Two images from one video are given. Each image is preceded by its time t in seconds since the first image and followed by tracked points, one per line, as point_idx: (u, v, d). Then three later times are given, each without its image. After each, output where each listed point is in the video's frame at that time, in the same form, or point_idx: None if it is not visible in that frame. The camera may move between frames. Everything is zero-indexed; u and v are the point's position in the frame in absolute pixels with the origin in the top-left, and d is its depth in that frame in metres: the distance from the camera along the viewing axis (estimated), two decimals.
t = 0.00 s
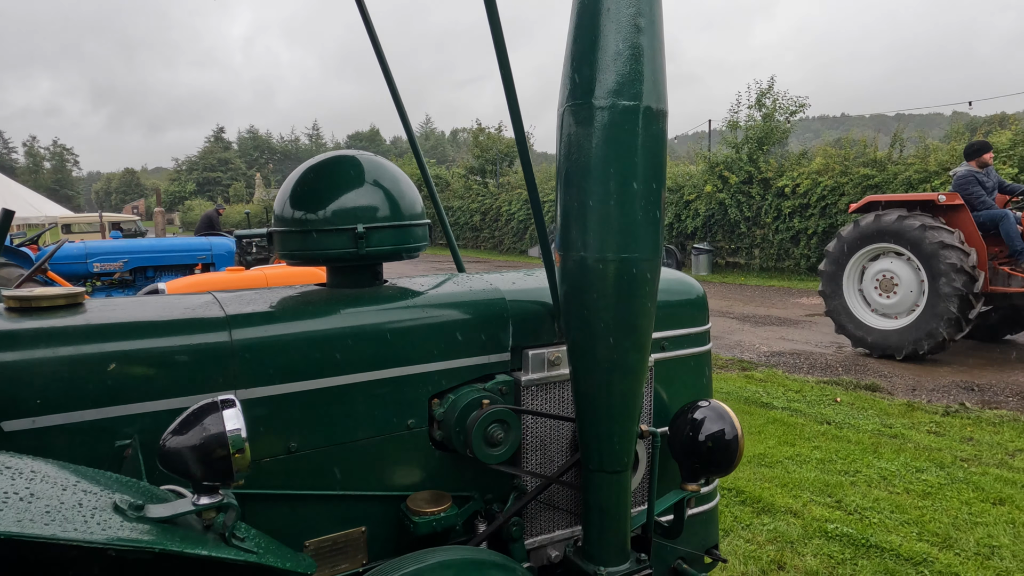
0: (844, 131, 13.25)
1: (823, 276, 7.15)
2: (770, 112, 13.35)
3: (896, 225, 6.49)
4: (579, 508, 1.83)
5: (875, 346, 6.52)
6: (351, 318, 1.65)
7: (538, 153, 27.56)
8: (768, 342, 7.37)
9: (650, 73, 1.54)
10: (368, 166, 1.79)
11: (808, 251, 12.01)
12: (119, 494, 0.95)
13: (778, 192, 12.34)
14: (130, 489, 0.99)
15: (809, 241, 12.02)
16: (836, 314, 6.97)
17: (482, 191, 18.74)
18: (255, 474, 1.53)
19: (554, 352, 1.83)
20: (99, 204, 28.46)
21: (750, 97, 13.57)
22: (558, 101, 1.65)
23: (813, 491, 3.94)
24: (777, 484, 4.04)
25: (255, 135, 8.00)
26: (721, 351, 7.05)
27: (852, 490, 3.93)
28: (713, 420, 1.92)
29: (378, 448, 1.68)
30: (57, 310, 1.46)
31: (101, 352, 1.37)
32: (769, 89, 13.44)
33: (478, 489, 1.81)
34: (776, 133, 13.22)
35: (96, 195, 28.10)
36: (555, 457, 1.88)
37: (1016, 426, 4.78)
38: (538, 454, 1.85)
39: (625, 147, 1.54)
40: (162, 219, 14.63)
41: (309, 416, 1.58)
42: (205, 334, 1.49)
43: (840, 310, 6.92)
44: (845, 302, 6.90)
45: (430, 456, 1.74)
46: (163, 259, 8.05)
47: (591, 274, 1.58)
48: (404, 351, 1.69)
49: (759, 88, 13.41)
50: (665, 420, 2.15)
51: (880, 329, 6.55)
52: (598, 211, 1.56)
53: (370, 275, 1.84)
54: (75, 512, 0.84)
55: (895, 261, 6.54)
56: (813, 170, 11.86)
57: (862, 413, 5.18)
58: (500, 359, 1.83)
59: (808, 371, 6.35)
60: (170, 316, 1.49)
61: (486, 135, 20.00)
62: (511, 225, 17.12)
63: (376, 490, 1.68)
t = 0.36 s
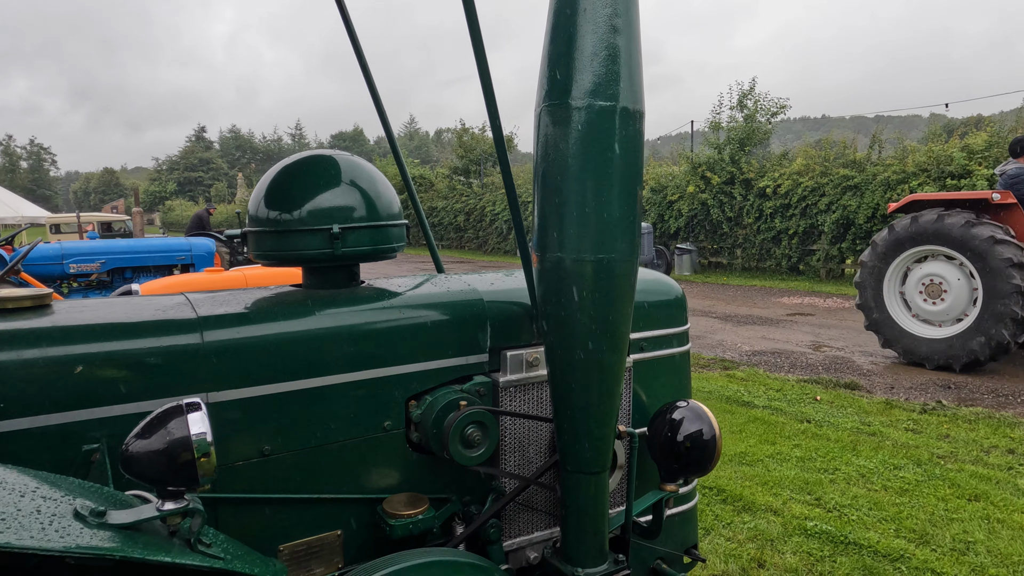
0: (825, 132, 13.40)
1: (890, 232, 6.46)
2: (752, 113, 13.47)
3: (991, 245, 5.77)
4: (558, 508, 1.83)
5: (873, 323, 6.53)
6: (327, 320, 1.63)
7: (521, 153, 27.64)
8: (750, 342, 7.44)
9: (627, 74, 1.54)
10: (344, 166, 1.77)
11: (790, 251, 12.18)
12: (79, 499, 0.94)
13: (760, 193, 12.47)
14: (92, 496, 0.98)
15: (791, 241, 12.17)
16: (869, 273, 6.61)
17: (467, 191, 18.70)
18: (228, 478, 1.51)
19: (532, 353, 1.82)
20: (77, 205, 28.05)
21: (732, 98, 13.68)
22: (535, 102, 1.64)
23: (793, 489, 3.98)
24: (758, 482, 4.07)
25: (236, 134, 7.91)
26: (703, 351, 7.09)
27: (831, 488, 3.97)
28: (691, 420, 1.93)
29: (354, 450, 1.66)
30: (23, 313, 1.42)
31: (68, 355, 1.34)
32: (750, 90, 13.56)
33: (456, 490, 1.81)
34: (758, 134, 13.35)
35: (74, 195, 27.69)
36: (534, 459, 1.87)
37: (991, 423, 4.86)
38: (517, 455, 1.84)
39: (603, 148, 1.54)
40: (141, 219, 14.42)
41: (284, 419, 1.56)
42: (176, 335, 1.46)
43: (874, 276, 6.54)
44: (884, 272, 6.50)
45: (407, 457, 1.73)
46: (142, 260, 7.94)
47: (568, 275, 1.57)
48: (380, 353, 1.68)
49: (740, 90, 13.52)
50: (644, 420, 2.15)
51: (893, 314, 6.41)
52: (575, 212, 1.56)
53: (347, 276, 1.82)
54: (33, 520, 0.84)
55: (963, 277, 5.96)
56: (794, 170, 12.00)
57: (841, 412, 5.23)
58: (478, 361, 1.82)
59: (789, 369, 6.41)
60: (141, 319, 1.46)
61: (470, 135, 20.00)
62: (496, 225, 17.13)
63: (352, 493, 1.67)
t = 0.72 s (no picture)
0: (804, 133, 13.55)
1: None
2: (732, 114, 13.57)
3: None
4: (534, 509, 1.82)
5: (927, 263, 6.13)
6: (300, 321, 1.61)
7: (503, 152, 27.67)
8: (730, 341, 7.51)
9: (601, 75, 1.55)
10: (318, 165, 1.75)
11: (770, 251, 12.32)
12: (39, 506, 0.93)
13: (740, 193, 12.59)
14: (52, 503, 0.97)
15: (770, 241, 12.32)
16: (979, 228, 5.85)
17: (449, 191, 18.66)
18: (199, 482, 1.49)
19: (508, 354, 1.82)
20: (51, 204, 27.55)
21: (712, 99, 13.78)
22: (509, 102, 1.64)
23: (772, 486, 4.01)
24: (737, 480, 4.10)
25: (213, 133, 7.80)
26: (684, 350, 7.13)
27: (809, 485, 4.01)
28: (668, 420, 1.94)
29: (328, 453, 1.64)
30: None
31: (31, 359, 1.31)
32: (730, 91, 13.67)
33: (433, 492, 1.79)
34: (738, 135, 13.43)
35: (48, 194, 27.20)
36: (510, 460, 1.87)
37: (964, 419, 4.94)
38: (494, 456, 1.84)
39: (577, 149, 1.54)
40: (118, 218, 14.20)
41: (256, 422, 1.54)
42: (144, 338, 1.44)
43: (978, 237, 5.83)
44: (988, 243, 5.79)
45: (382, 459, 1.72)
46: (117, 260, 7.81)
47: (544, 275, 1.57)
48: (355, 354, 1.66)
49: (721, 91, 13.63)
50: (621, 420, 2.16)
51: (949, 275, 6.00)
52: (549, 213, 1.56)
53: (321, 277, 1.81)
54: None
55: None
56: (773, 171, 12.11)
57: (819, 410, 5.29)
58: (454, 361, 1.81)
59: (768, 368, 6.48)
60: (108, 321, 1.43)
61: (452, 135, 19.96)
62: (479, 225, 17.12)
63: (327, 496, 1.65)
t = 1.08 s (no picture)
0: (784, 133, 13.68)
1: None
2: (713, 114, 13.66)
3: None
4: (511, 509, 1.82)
5: None
6: (272, 321, 1.58)
7: (485, 152, 27.66)
8: (711, 339, 7.56)
9: (575, 71, 1.54)
10: (290, 163, 1.73)
11: (750, 250, 12.44)
12: None
13: (720, 193, 12.68)
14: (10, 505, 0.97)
15: (750, 240, 12.43)
16: None
17: (432, 191, 18.60)
18: (167, 486, 1.46)
19: (485, 353, 1.81)
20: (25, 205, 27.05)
21: (693, 100, 13.86)
22: (484, 99, 1.63)
23: (751, 484, 4.04)
24: (717, 478, 4.12)
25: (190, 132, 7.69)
26: (665, 349, 7.18)
27: (788, 482, 4.04)
28: (645, 417, 1.94)
29: (300, 454, 1.62)
30: None
31: None
32: (711, 92, 13.76)
33: (409, 493, 1.78)
34: (719, 135, 13.44)
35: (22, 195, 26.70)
36: (488, 459, 1.86)
37: (939, 416, 5.02)
38: (471, 456, 1.82)
39: (552, 145, 1.53)
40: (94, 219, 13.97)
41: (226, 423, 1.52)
42: (110, 338, 1.40)
43: None
44: None
45: (357, 460, 1.70)
46: (93, 261, 7.69)
47: (518, 273, 1.56)
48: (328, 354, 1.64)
49: (701, 92, 13.71)
50: (600, 418, 2.15)
51: None
52: (524, 210, 1.55)
53: (294, 276, 1.78)
54: None
55: None
56: (753, 171, 12.21)
57: (798, 407, 5.33)
58: (429, 361, 1.80)
59: (748, 366, 6.53)
60: (73, 321, 1.40)
61: (434, 135, 19.90)
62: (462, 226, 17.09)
63: (300, 498, 1.63)
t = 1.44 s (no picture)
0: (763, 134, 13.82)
1: None
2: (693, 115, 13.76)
3: None
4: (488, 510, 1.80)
5: None
6: (242, 321, 1.55)
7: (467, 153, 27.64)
8: (693, 339, 7.60)
9: (549, 67, 1.53)
10: (262, 160, 1.69)
11: (731, 250, 12.54)
12: None
13: (701, 194, 12.78)
14: None
15: (731, 240, 12.54)
16: None
17: (413, 192, 18.52)
18: (133, 491, 1.42)
19: (461, 352, 1.79)
20: None
21: (674, 101, 13.95)
22: (458, 96, 1.61)
23: (731, 482, 4.06)
24: (698, 476, 4.14)
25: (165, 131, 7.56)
26: (646, 348, 7.20)
27: (768, 480, 4.07)
28: (623, 416, 1.93)
29: (272, 457, 1.59)
30: None
31: None
32: (691, 93, 13.86)
33: (384, 495, 1.75)
34: (699, 136, 13.59)
35: None
36: (464, 460, 1.84)
37: (916, 413, 5.09)
38: (447, 457, 1.80)
39: (527, 143, 1.52)
40: (67, 220, 13.74)
41: (195, 426, 1.48)
42: (72, 341, 1.36)
43: None
44: None
45: (330, 462, 1.67)
46: (67, 263, 7.56)
47: (493, 271, 1.54)
48: (300, 355, 1.61)
49: (682, 93, 13.80)
50: (578, 417, 2.14)
51: None
52: (499, 208, 1.53)
53: (266, 275, 1.75)
54: None
55: None
56: (734, 172, 12.30)
57: (778, 405, 5.38)
58: (405, 361, 1.77)
59: (728, 365, 6.58)
60: (34, 323, 1.36)
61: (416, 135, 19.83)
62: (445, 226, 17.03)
63: (272, 502, 1.60)
